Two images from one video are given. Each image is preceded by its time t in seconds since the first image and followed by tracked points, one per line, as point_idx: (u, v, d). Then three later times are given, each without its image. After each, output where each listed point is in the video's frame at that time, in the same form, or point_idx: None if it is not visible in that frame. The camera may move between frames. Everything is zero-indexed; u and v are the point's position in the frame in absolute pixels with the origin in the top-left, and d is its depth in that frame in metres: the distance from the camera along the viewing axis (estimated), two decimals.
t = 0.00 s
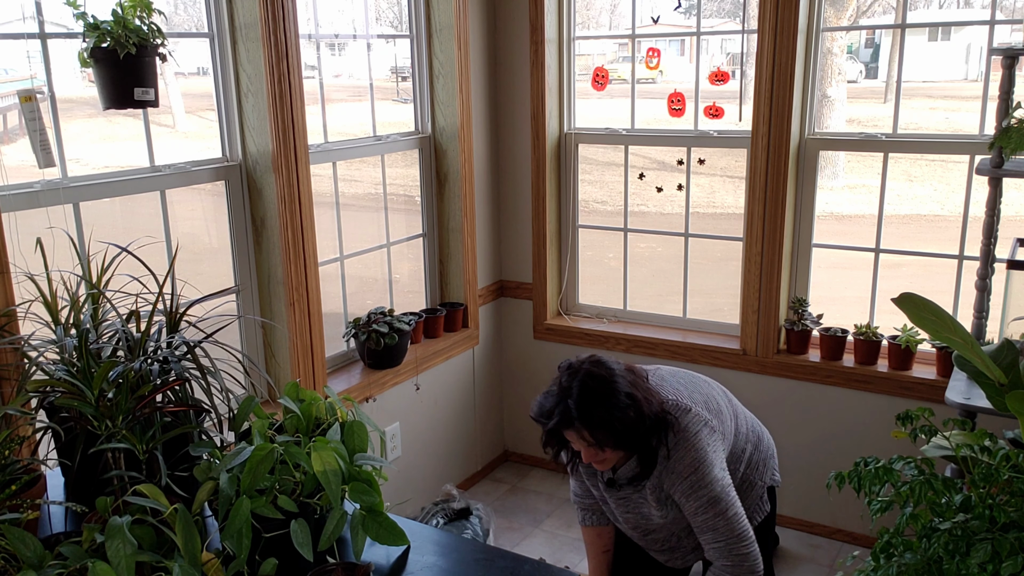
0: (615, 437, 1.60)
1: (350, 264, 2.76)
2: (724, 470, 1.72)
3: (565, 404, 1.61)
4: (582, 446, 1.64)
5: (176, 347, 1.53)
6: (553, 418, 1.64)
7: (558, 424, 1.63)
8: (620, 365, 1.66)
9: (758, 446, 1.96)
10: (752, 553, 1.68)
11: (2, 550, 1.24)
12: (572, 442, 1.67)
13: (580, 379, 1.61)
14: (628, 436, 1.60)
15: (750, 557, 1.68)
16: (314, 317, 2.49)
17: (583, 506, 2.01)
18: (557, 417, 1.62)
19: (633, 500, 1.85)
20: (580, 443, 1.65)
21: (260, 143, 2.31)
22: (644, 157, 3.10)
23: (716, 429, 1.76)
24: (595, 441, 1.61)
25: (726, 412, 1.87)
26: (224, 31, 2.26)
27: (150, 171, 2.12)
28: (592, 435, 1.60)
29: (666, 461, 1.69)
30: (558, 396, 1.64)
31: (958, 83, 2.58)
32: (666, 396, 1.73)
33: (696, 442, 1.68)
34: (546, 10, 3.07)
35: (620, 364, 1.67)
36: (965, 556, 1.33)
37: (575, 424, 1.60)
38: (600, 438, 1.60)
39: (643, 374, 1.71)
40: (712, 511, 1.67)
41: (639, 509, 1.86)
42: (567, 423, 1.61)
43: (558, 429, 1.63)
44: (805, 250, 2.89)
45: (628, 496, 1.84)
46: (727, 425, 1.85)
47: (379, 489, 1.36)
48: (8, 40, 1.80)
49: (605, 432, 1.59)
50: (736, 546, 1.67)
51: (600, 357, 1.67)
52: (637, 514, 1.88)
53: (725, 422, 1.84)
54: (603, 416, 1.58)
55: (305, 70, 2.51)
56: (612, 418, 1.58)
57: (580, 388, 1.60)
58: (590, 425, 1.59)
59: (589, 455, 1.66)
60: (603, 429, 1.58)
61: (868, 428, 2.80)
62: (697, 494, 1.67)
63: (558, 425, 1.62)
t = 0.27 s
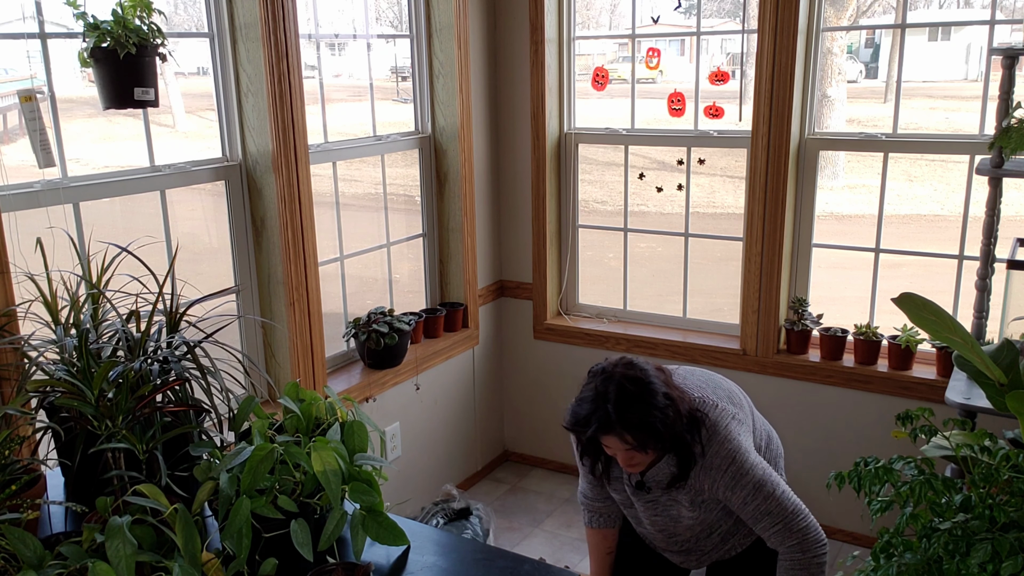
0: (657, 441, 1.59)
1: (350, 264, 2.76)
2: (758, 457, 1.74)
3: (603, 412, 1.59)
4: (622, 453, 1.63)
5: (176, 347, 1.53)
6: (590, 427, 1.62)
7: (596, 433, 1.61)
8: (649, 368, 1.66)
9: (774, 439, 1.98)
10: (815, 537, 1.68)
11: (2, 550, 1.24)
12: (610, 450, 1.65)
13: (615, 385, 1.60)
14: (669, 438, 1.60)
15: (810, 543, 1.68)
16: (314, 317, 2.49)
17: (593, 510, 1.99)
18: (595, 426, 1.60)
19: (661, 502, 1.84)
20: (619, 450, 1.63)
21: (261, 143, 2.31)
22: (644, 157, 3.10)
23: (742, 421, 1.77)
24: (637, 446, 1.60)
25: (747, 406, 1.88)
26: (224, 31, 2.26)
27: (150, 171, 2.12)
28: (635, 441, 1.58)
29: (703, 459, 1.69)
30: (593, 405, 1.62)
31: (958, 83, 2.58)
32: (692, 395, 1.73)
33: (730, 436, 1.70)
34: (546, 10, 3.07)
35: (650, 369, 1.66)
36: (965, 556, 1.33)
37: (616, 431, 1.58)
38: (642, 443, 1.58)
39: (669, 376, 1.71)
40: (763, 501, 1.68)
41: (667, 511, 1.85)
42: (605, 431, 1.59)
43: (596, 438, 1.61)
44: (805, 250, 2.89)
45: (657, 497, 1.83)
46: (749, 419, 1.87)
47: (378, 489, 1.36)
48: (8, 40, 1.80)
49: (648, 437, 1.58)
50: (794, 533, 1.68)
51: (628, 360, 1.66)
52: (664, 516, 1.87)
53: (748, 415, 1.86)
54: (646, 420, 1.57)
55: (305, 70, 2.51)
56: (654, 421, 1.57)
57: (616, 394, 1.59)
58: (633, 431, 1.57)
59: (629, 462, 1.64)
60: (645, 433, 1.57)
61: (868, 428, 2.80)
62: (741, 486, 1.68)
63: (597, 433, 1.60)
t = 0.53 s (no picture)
0: (666, 441, 1.59)
1: (350, 264, 2.76)
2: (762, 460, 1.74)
3: (612, 413, 1.59)
4: (630, 453, 1.63)
5: (176, 347, 1.53)
6: (598, 427, 1.62)
7: (605, 433, 1.61)
8: (657, 368, 1.66)
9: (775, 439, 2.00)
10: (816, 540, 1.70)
11: (2, 550, 1.24)
12: (617, 450, 1.66)
13: (625, 385, 1.60)
14: (677, 438, 1.60)
15: (811, 545, 1.70)
16: (314, 317, 2.49)
17: (594, 511, 1.99)
18: (604, 426, 1.60)
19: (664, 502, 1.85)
20: (627, 450, 1.64)
21: (261, 143, 2.31)
22: (644, 157, 3.10)
23: (745, 422, 1.78)
24: (645, 447, 1.60)
25: (749, 406, 1.89)
26: (224, 31, 2.26)
27: (150, 171, 2.12)
28: (644, 442, 1.59)
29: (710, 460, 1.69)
30: (602, 405, 1.62)
31: (958, 83, 2.58)
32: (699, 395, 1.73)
33: (736, 438, 1.70)
34: (546, 10, 3.07)
35: (658, 368, 1.67)
36: (965, 556, 1.33)
37: (625, 431, 1.59)
38: (651, 444, 1.59)
39: (676, 375, 1.71)
40: (768, 502, 1.69)
41: (670, 511, 1.86)
42: (614, 430, 1.59)
43: (605, 438, 1.61)
44: (805, 250, 2.89)
45: (660, 498, 1.84)
46: (752, 419, 1.88)
47: (378, 489, 1.36)
48: (8, 40, 1.80)
49: (657, 437, 1.59)
50: (797, 535, 1.70)
51: (637, 361, 1.67)
52: (666, 516, 1.87)
53: (750, 416, 1.87)
54: (656, 420, 1.57)
55: (305, 69, 2.51)
56: (663, 421, 1.58)
57: (626, 394, 1.59)
58: (644, 432, 1.58)
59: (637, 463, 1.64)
60: (654, 434, 1.58)
61: (867, 428, 2.80)
62: (747, 488, 1.69)
63: (605, 433, 1.60)
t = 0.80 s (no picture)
0: (670, 447, 1.60)
1: (350, 264, 2.76)
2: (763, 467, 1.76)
3: (620, 417, 1.60)
4: (633, 458, 1.63)
5: (176, 347, 1.53)
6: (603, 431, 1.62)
7: (610, 437, 1.61)
8: (665, 373, 1.67)
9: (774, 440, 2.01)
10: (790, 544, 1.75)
11: (2, 550, 1.24)
12: (620, 454, 1.66)
13: (633, 389, 1.61)
14: (682, 445, 1.61)
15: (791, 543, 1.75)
16: (314, 317, 2.49)
17: (590, 507, 1.98)
18: (610, 430, 1.61)
19: (663, 505, 1.85)
20: (630, 455, 1.64)
21: (261, 143, 2.31)
22: (644, 157, 3.10)
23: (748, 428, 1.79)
24: (649, 452, 1.61)
25: (752, 410, 1.91)
26: (224, 31, 2.26)
27: (150, 171, 2.12)
28: (648, 447, 1.60)
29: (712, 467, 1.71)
30: (609, 408, 1.62)
31: (958, 83, 2.58)
32: (703, 400, 1.74)
33: (740, 445, 1.71)
34: (546, 10, 3.07)
35: (666, 373, 1.67)
36: (965, 556, 1.33)
37: (630, 436, 1.59)
38: (655, 449, 1.60)
39: (683, 380, 1.72)
40: (760, 508, 1.72)
41: (669, 514, 1.86)
42: (620, 435, 1.60)
43: (609, 442, 1.62)
44: (805, 250, 2.89)
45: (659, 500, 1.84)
46: (754, 422, 1.89)
47: (378, 489, 1.36)
48: (8, 40, 1.80)
49: (662, 444, 1.59)
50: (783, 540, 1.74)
51: (647, 366, 1.67)
52: (665, 518, 1.87)
53: (752, 419, 1.89)
54: (662, 426, 1.58)
55: (305, 69, 2.51)
56: (670, 427, 1.59)
57: (634, 399, 1.60)
58: (649, 437, 1.58)
59: (638, 467, 1.65)
60: (660, 440, 1.59)
61: (867, 428, 2.80)
62: (747, 494, 1.71)
63: (611, 436, 1.61)
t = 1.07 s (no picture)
0: (673, 449, 1.61)
1: (350, 264, 2.76)
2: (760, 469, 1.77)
3: (623, 419, 1.60)
4: (635, 460, 1.64)
5: (176, 347, 1.53)
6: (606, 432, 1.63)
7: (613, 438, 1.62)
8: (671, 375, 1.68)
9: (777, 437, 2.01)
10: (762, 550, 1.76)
11: (2, 550, 1.24)
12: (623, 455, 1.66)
13: (639, 390, 1.62)
14: (684, 447, 1.62)
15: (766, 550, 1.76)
16: (314, 317, 2.49)
17: (565, 524, 1.89)
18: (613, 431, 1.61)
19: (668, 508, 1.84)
20: (632, 455, 1.64)
21: (261, 143, 2.31)
22: (644, 157, 3.10)
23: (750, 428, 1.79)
24: (651, 454, 1.61)
25: (755, 408, 1.91)
26: (224, 31, 2.26)
27: (150, 171, 2.13)
28: (650, 449, 1.60)
29: (713, 469, 1.71)
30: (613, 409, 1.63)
31: (958, 83, 2.58)
32: (706, 400, 1.75)
33: (741, 446, 1.72)
34: (546, 10, 3.07)
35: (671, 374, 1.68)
36: (965, 556, 1.33)
37: (633, 438, 1.60)
38: (657, 451, 1.60)
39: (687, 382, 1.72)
40: (751, 511, 1.73)
41: (675, 516, 1.85)
42: (622, 436, 1.61)
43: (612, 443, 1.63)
44: (805, 250, 2.89)
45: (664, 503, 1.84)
46: (757, 421, 1.90)
47: (378, 489, 1.36)
48: (8, 40, 1.80)
49: (664, 446, 1.60)
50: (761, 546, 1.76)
51: (653, 368, 1.68)
52: (671, 521, 1.87)
53: (755, 418, 1.89)
54: (665, 428, 1.59)
55: (305, 70, 2.51)
56: (673, 429, 1.59)
57: (638, 400, 1.60)
58: (652, 438, 1.59)
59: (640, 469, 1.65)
60: (662, 442, 1.59)
61: (868, 428, 2.80)
62: (742, 496, 1.72)
63: (614, 435, 1.61)
